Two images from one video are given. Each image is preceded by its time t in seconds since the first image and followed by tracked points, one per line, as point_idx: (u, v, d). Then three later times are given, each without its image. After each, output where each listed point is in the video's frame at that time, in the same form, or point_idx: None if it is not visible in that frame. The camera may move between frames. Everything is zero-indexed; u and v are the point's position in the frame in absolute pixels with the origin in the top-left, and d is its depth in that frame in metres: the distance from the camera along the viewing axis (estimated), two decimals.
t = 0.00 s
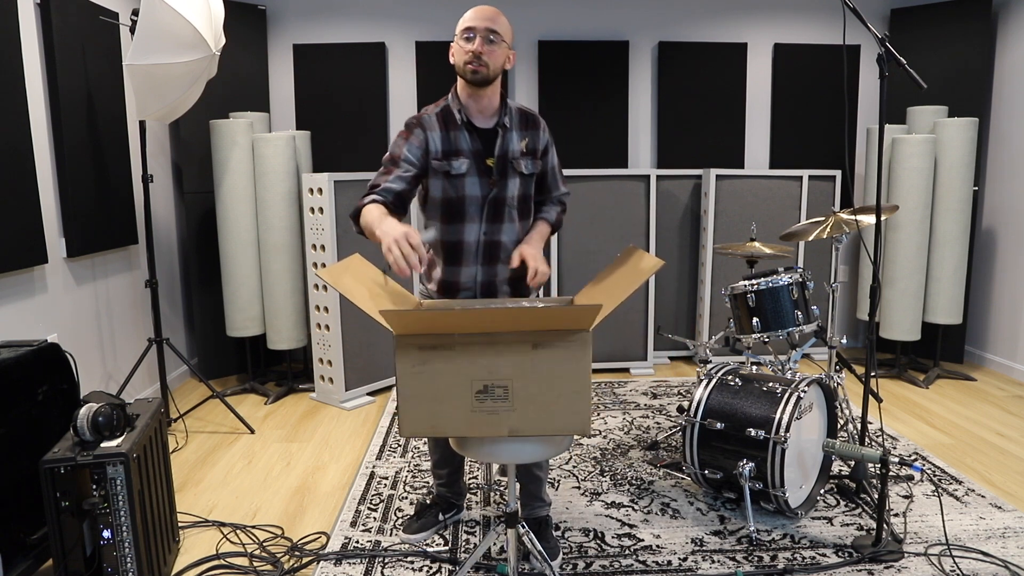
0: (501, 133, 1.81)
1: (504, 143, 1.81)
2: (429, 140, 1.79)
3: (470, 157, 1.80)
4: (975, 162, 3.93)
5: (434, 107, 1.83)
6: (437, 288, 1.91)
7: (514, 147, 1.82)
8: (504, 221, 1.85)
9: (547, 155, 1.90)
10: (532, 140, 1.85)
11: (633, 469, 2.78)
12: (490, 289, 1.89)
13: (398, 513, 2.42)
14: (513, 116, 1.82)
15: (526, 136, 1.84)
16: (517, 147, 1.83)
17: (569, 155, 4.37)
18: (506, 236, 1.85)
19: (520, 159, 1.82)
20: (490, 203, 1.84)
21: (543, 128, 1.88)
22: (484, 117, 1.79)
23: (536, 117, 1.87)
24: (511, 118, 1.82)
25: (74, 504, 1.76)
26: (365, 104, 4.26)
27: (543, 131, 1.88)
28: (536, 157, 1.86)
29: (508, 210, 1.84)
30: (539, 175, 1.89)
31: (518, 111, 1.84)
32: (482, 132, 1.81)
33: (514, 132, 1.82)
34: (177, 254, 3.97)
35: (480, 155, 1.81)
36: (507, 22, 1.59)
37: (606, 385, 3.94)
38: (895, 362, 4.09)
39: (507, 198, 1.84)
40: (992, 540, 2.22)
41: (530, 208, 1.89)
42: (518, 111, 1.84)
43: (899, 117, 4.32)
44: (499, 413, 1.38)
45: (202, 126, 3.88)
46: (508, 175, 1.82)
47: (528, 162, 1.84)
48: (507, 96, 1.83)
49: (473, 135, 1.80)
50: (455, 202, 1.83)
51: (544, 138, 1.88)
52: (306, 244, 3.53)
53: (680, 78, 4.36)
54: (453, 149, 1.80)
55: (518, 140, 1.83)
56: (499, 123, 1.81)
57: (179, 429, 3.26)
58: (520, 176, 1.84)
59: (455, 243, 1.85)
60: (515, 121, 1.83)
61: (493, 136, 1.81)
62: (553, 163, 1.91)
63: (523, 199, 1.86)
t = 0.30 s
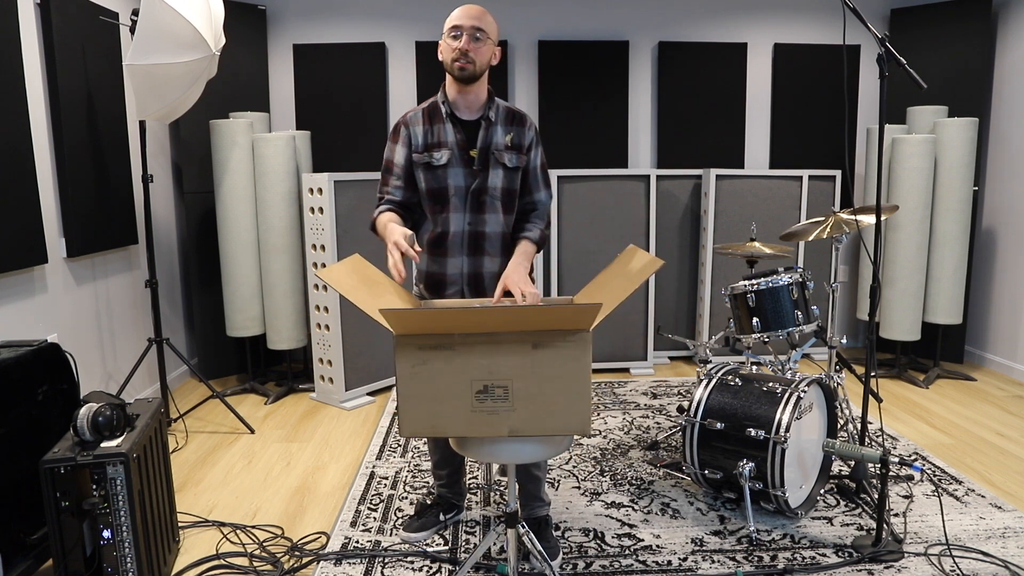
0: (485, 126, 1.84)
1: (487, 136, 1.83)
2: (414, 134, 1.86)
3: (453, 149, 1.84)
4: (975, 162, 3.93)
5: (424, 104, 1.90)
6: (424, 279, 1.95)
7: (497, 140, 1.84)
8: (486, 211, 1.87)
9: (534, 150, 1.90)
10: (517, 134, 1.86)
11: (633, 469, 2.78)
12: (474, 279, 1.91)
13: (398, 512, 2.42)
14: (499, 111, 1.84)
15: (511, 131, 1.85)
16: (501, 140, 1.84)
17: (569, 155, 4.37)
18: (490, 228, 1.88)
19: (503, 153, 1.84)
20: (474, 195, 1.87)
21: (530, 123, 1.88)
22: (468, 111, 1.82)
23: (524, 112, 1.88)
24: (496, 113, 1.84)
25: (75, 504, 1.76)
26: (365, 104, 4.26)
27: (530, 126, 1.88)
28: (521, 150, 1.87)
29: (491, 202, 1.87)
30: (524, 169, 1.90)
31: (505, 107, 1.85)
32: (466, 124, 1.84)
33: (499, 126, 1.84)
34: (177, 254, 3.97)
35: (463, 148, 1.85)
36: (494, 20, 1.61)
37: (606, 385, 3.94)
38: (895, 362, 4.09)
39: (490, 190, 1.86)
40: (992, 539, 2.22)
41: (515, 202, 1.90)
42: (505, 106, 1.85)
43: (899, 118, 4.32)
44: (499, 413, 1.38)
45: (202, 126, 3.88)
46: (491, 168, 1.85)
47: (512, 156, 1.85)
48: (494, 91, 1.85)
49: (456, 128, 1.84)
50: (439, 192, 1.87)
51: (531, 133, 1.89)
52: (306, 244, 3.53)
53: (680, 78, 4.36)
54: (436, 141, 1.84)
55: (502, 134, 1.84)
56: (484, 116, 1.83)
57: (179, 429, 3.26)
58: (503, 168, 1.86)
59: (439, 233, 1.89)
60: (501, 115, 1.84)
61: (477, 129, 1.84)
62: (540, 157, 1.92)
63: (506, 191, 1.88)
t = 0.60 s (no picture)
0: (478, 124, 1.84)
1: (480, 133, 1.83)
2: (408, 133, 1.87)
3: (446, 147, 1.84)
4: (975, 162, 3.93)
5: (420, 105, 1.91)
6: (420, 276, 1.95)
7: (490, 138, 1.84)
8: (480, 208, 1.87)
9: (528, 147, 1.90)
10: (510, 132, 1.85)
11: (633, 469, 2.78)
12: (468, 275, 1.90)
13: (398, 513, 2.42)
14: (492, 110, 1.84)
15: (505, 129, 1.85)
16: (495, 138, 1.84)
17: (569, 155, 4.37)
18: (483, 224, 1.88)
19: (496, 150, 1.84)
20: (467, 191, 1.86)
21: (524, 122, 1.87)
22: (462, 110, 1.83)
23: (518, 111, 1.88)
24: (489, 112, 1.83)
25: (74, 504, 1.76)
26: (365, 104, 4.26)
27: (524, 124, 1.88)
28: (515, 148, 1.87)
29: (485, 198, 1.87)
30: (519, 166, 1.89)
31: (499, 106, 1.85)
32: (460, 122, 1.84)
33: (492, 124, 1.84)
34: (177, 254, 3.97)
35: (456, 145, 1.85)
36: (488, 31, 1.58)
37: (606, 385, 3.94)
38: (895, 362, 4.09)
39: (483, 187, 1.86)
40: (992, 539, 2.22)
41: (509, 198, 1.89)
42: (499, 105, 1.85)
43: (899, 118, 4.32)
44: (499, 413, 1.38)
45: (202, 126, 3.88)
46: (485, 165, 1.85)
47: (505, 153, 1.85)
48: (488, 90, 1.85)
49: (450, 126, 1.84)
50: (433, 189, 1.87)
51: (526, 131, 1.89)
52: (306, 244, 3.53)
53: (680, 78, 4.36)
54: (430, 139, 1.85)
55: (496, 131, 1.84)
56: (477, 115, 1.83)
57: (179, 429, 3.26)
58: (496, 165, 1.85)
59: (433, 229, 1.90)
60: (494, 113, 1.84)
61: (470, 127, 1.84)
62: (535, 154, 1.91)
63: (500, 187, 1.88)
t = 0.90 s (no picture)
0: (485, 126, 1.84)
1: (486, 136, 1.84)
2: (414, 133, 1.87)
3: (452, 148, 1.84)
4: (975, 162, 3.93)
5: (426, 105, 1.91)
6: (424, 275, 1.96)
7: (496, 140, 1.84)
8: (485, 209, 1.87)
9: (534, 149, 1.90)
10: (517, 134, 1.86)
11: (633, 469, 2.78)
12: (471, 277, 1.91)
13: (398, 512, 2.42)
14: (499, 112, 1.84)
15: (511, 131, 1.85)
16: (501, 140, 1.84)
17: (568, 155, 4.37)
18: (487, 225, 1.88)
19: (502, 152, 1.84)
20: (472, 193, 1.87)
21: (530, 124, 1.88)
22: (469, 112, 1.83)
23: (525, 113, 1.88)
24: (496, 114, 1.84)
25: (74, 504, 1.77)
26: (365, 104, 4.26)
27: (531, 127, 1.88)
28: (521, 150, 1.87)
29: (489, 200, 1.87)
30: (524, 169, 1.89)
31: (505, 108, 1.86)
32: (466, 124, 1.84)
33: (498, 126, 1.84)
34: (177, 254, 3.97)
35: (462, 147, 1.85)
36: (495, 34, 1.58)
37: (606, 385, 3.94)
38: (896, 362, 4.09)
39: (488, 189, 1.86)
40: (992, 540, 2.22)
41: (514, 200, 1.89)
42: (506, 107, 1.86)
43: (899, 118, 4.32)
44: (500, 413, 1.38)
45: (202, 126, 3.88)
46: (490, 167, 1.85)
47: (511, 156, 1.85)
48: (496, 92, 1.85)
49: (457, 128, 1.84)
50: (438, 190, 1.88)
51: (533, 134, 1.89)
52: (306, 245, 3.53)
53: (680, 78, 4.36)
54: (436, 140, 1.85)
55: (502, 134, 1.85)
56: (484, 117, 1.84)
57: (179, 429, 3.26)
58: (502, 168, 1.86)
59: (437, 230, 1.90)
60: (501, 116, 1.84)
61: (476, 129, 1.84)
62: (541, 157, 1.91)
63: (505, 189, 1.88)
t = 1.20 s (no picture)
0: (498, 129, 1.85)
1: (499, 139, 1.84)
2: (427, 131, 1.87)
3: (464, 149, 1.85)
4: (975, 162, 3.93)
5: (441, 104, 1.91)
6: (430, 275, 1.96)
7: (509, 144, 1.85)
8: (493, 213, 1.87)
9: (547, 155, 1.90)
10: (530, 139, 1.86)
11: (633, 469, 2.78)
12: (476, 280, 1.91)
13: (398, 513, 2.42)
14: (514, 116, 1.85)
15: (524, 136, 1.86)
16: (514, 145, 1.85)
17: (568, 155, 4.37)
18: (495, 229, 1.88)
19: (514, 157, 1.84)
20: (482, 196, 1.87)
21: (544, 129, 1.88)
22: (483, 114, 1.83)
23: (539, 118, 1.89)
24: (510, 118, 1.84)
25: (74, 504, 1.77)
26: (365, 104, 4.26)
27: (545, 132, 1.88)
28: (533, 155, 1.87)
29: (499, 204, 1.87)
30: (535, 174, 1.89)
31: (520, 112, 1.86)
32: (480, 126, 1.85)
33: (511, 130, 1.85)
34: (178, 254, 3.97)
35: (475, 149, 1.85)
36: (511, 36, 1.57)
37: (606, 385, 3.94)
38: (896, 362, 4.09)
39: (498, 193, 1.87)
40: (992, 539, 2.22)
41: (524, 206, 1.90)
42: (520, 111, 1.86)
43: (899, 118, 4.32)
44: (500, 413, 1.38)
45: (202, 126, 3.88)
46: (501, 171, 1.85)
47: (523, 161, 1.86)
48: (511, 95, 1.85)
49: (470, 129, 1.85)
50: (448, 191, 1.88)
51: (546, 139, 1.89)
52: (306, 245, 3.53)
53: (680, 78, 4.36)
54: (449, 140, 1.85)
55: (515, 138, 1.85)
56: (498, 121, 1.84)
57: (179, 429, 3.26)
58: (513, 172, 1.86)
59: (445, 231, 1.90)
60: (515, 120, 1.85)
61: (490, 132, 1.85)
62: (553, 163, 1.91)
63: (515, 194, 1.88)
